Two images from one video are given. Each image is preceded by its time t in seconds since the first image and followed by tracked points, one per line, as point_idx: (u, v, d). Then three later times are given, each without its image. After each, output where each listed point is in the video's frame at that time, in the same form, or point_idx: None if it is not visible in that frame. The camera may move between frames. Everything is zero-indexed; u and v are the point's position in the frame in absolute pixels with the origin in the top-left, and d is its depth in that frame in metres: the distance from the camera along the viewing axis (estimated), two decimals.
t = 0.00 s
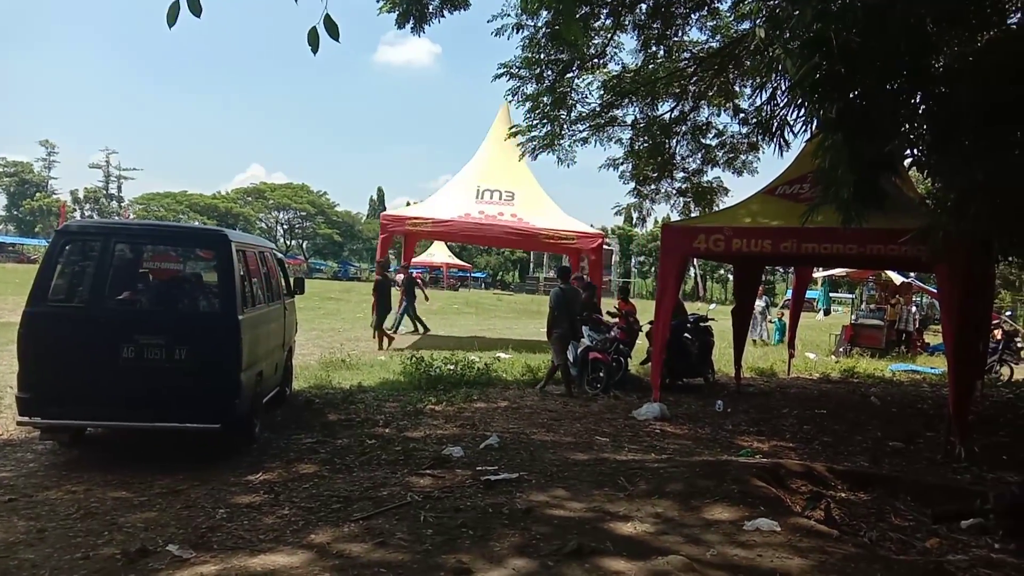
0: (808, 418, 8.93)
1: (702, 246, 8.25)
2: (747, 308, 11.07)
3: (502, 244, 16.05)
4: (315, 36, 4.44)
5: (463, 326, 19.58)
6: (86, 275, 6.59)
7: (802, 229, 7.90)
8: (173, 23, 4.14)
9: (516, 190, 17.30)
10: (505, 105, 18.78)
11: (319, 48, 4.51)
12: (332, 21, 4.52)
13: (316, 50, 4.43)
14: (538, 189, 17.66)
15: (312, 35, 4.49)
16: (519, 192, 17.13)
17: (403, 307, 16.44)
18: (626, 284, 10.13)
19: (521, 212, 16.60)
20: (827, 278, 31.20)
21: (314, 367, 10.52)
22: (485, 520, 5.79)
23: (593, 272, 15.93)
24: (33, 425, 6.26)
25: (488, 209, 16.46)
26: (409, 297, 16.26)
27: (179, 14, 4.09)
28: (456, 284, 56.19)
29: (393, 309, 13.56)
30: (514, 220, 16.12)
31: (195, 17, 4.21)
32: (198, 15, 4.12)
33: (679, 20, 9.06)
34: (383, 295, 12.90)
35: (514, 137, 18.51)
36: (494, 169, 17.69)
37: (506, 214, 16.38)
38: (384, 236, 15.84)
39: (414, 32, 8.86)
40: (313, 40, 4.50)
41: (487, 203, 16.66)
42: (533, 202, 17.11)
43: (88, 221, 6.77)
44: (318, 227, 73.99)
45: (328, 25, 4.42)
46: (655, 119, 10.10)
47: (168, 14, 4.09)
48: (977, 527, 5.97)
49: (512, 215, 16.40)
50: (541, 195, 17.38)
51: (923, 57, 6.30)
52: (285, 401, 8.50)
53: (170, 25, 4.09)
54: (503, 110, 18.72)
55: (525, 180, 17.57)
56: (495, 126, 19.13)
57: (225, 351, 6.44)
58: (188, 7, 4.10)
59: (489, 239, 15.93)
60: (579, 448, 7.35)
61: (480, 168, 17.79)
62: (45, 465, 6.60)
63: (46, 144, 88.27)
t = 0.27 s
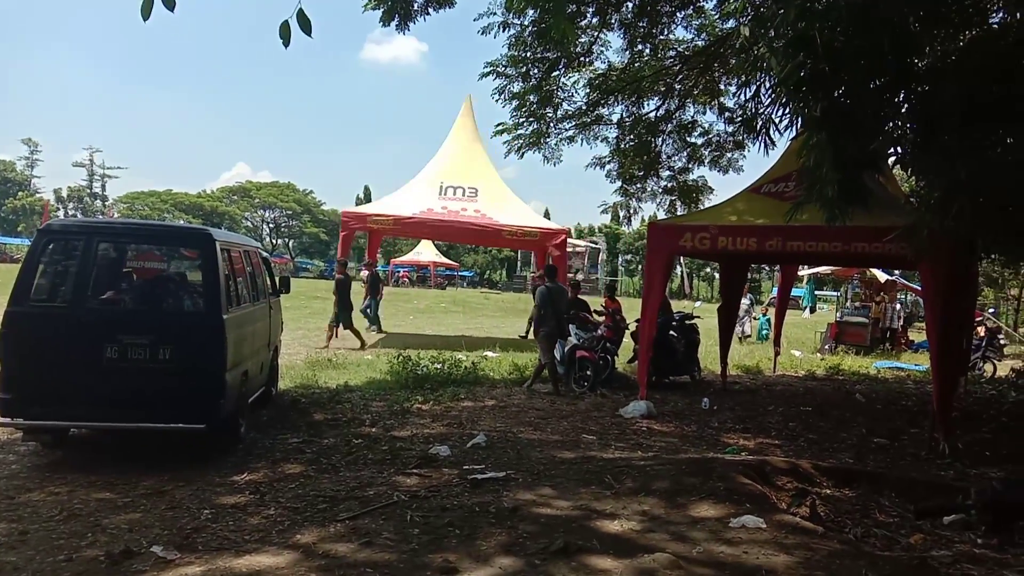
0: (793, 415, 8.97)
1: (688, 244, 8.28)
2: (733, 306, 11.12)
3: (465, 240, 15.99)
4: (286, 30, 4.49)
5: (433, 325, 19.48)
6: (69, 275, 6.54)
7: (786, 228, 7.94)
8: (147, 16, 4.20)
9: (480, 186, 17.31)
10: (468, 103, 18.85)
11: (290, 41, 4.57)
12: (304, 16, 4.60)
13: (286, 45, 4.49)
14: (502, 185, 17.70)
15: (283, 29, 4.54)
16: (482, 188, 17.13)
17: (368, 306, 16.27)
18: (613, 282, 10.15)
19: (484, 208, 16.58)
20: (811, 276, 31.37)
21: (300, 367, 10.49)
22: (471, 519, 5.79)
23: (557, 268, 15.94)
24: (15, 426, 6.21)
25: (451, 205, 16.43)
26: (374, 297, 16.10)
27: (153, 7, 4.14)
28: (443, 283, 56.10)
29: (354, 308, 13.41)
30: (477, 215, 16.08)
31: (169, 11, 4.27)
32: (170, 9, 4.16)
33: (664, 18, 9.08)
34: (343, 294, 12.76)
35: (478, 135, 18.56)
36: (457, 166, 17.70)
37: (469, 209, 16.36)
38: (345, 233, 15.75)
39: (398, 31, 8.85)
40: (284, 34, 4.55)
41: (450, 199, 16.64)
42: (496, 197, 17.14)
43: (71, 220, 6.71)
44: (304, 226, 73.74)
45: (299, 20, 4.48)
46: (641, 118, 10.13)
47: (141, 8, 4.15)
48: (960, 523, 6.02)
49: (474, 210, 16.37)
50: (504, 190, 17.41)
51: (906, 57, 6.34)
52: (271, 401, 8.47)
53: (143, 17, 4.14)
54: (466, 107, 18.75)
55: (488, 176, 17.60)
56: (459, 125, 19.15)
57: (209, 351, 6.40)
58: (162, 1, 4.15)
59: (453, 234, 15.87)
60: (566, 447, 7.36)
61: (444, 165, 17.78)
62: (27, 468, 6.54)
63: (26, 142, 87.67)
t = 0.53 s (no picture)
0: (778, 409, 9.02)
1: (674, 240, 8.30)
2: (719, 301, 11.15)
3: (426, 235, 15.95)
4: (259, 21, 4.47)
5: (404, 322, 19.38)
6: (51, 272, 6.48)
7: (772, 223, 7.97)
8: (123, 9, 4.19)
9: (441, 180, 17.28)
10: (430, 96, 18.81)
11: (262, 33, 4.53)
12: (276, 8, 4.57)
13: (258, 36, 4.47)
14: (463, 179, 17.68)
15: (257, 21, 4.52)
16: (443, 182, 17.11)
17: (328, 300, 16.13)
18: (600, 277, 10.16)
19: (446, 202, 16.56)
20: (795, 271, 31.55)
21: (285, 364, 10.45)
22: (457, 515, 5.79)
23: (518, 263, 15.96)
24: None
25: (411, 199, 16.36)
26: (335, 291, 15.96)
27: None
28: (430, 279, 56.04)
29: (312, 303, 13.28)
30: (438, 210, 16.05)
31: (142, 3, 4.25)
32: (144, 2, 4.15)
33: (650, 14, 9.09)
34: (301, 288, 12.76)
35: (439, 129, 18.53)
36: (418, 160, 17.66)
37: (430, 204, 16.31)
38: (303, 228, 15.65)
39: (383, 25, 8.80)
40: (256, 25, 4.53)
41: (410, 193, 16.57)
42: (457, 191, 17.11)
43: (52, 217, 6.66)
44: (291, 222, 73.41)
45: (273, 11, 4.46)
46: (627, 114, 10.14)
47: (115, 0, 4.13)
48: (942, 515, 6.07)
49: (436, 205, 16.31)
50: (465, 184, 17.40)
51: (889, 53, 6.36)
52: (256, 398, 8.44)
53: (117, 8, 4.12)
54: (427, 101, 18.70)
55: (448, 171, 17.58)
56: (420, 119, 19.10)
57: (192, 348, 6.36)
58: None
59: (413, 229, 15.81)
60: (552, 442, 7.37)
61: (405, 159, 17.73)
62: (9, 466, 6.49)
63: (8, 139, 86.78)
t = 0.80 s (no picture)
0: (759, 408, 9.07)
1: (655, 240, 8.34)
2: (700, 300, 11.20)
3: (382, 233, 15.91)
4: (233, 17, 4.46)
5: (371, 322, 19.22)
6: (27, 271, 6.42)
7: (753, 222, 8.04)
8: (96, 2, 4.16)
9: (399, 178, 17.26)
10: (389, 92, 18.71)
11: (236, 29, 4.51)
12: (252, 3, 4.56)
13: (232, 32, 4.45)
14: (421, 178, 17.67)
15: (231, 16, 4.50)
16: (401, 180, 17.09)
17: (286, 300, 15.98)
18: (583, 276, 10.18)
19: (403, 201, 16.55)
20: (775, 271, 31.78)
21: (266, 364, 10.39)
22: (438, 514, 5.78)
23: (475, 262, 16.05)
24: None
25: (368, 197, 16.30)
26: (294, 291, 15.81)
27: None
28: (413, 279, 55.91)
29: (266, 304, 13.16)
30: (396, 208, 16.04)
31: None
32: None
33: (632, 14, 9.11)
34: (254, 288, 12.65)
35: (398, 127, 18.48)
36: (376, 158, 17.60)
37: (387, 202, 16.28)
38: (256, 224, 15.47)
39: (364, 23, 8.77)
40: (231, 21, 4.52)
41: (367, 191, 16.51)
42: (414, 189, 17.11)
43: (29, 215, 6.60)
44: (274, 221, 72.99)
45: (246, 7, 4.45)
46: (609, 114, 10.17)
47: None
48: (919, 512, 6.13)
49: (393, 203, 16.28)
50: (423, 183, 17.40)
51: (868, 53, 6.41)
52: (236, 398, 8.38)
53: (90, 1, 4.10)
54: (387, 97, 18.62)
55: (406, 169, 17.56)
56: (378, 115, 19.01)
57: (171, 348, 6.31)
58: None
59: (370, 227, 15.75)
60: (534, 441, 7.38)
61: (363, 156, 17.65)
62: None
63: None
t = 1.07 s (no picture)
0: (742, 408, 9.12)
1: (639, 241, 8.37)
2: (684, 301, 11.24)
3: (339, 233, 15.74)
4: (203, 15, 4.47)
5: (338, 323, 19.16)
6: (6, 273, 6.38)
7: (734, 223, 8.08)
8: None
9: (357, 176, 17.13)
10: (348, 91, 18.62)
11: (206, 28, 4.53)
12: (221, 3, 4.54)
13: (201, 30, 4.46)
14: (379, 176, 17.56)
15: (201, 15, 4.52)
16: (359, 179, 16.96)
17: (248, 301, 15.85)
18: (568, 278, 10.20)
19: (361, 199, 16.43)
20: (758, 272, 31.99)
21: (249, 367, 10.34)
22: (420, 516, 5.77)
23: (434, 262, 15.99)
24: None
25: (325, 196, 16.13)
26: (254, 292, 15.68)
27: None
28: (399, 280, 55.79)
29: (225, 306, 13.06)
30: (353, 207, 15.89)
31: None
32: None
33: (614, 17, 9.15)
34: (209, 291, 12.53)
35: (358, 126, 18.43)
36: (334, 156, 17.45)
37: (344, 201, 16.14)
38: (208, 223, 15.22)
39: (347, 25, 8.77)
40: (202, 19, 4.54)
41: (324, 189, 16.34)
42: (372, 188, 16.98)
43: (7, 217, 6.55)
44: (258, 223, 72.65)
45: (217, 6, 4.46)
46: (592, 116, 10.20)
47: None
48: (899, 511, 6.18)
49: (350, 202, 16.14)
50: (381, 181, 17.28)
51: (848, 54, 6.42)
52: (219, 402, 8.34)
53: None
54: (346, 95, 18.52)
55: (364, 168, 17.44)
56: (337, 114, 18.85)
57: (151, 350, 6.27)
58: None
59: (326, 226, 15.58)
60: (518, 443, 7.38)
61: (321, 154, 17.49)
62: None
63: None
